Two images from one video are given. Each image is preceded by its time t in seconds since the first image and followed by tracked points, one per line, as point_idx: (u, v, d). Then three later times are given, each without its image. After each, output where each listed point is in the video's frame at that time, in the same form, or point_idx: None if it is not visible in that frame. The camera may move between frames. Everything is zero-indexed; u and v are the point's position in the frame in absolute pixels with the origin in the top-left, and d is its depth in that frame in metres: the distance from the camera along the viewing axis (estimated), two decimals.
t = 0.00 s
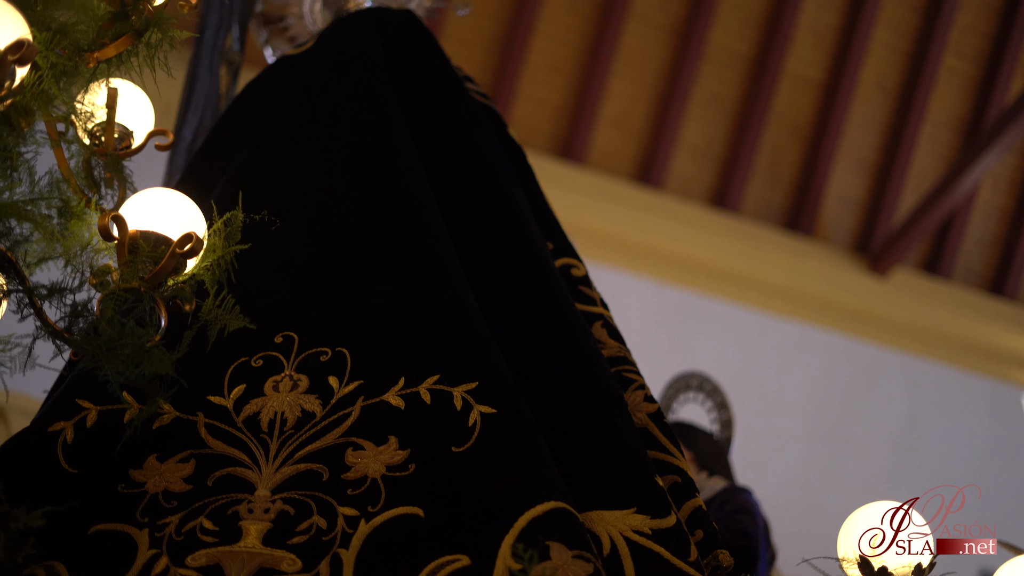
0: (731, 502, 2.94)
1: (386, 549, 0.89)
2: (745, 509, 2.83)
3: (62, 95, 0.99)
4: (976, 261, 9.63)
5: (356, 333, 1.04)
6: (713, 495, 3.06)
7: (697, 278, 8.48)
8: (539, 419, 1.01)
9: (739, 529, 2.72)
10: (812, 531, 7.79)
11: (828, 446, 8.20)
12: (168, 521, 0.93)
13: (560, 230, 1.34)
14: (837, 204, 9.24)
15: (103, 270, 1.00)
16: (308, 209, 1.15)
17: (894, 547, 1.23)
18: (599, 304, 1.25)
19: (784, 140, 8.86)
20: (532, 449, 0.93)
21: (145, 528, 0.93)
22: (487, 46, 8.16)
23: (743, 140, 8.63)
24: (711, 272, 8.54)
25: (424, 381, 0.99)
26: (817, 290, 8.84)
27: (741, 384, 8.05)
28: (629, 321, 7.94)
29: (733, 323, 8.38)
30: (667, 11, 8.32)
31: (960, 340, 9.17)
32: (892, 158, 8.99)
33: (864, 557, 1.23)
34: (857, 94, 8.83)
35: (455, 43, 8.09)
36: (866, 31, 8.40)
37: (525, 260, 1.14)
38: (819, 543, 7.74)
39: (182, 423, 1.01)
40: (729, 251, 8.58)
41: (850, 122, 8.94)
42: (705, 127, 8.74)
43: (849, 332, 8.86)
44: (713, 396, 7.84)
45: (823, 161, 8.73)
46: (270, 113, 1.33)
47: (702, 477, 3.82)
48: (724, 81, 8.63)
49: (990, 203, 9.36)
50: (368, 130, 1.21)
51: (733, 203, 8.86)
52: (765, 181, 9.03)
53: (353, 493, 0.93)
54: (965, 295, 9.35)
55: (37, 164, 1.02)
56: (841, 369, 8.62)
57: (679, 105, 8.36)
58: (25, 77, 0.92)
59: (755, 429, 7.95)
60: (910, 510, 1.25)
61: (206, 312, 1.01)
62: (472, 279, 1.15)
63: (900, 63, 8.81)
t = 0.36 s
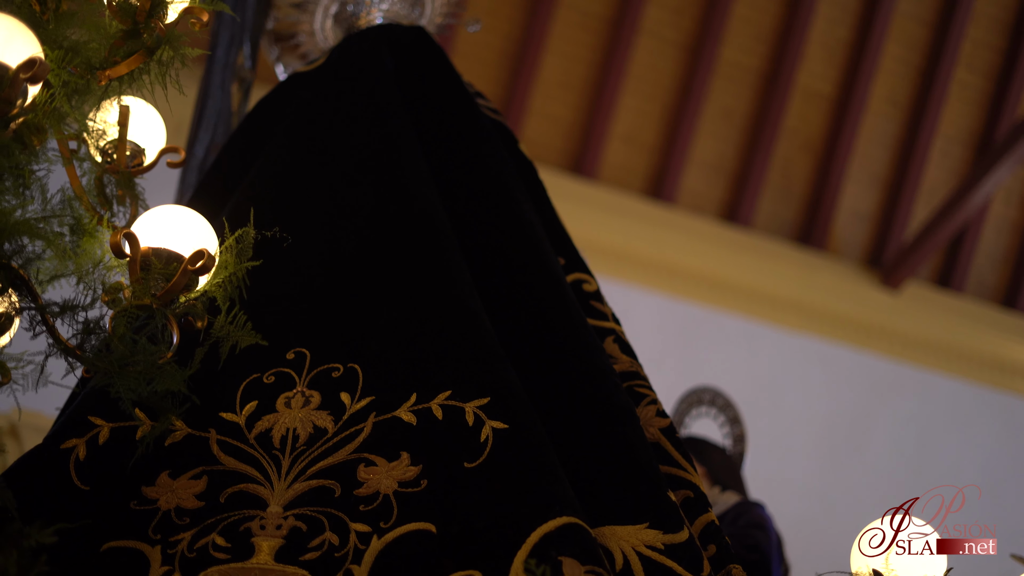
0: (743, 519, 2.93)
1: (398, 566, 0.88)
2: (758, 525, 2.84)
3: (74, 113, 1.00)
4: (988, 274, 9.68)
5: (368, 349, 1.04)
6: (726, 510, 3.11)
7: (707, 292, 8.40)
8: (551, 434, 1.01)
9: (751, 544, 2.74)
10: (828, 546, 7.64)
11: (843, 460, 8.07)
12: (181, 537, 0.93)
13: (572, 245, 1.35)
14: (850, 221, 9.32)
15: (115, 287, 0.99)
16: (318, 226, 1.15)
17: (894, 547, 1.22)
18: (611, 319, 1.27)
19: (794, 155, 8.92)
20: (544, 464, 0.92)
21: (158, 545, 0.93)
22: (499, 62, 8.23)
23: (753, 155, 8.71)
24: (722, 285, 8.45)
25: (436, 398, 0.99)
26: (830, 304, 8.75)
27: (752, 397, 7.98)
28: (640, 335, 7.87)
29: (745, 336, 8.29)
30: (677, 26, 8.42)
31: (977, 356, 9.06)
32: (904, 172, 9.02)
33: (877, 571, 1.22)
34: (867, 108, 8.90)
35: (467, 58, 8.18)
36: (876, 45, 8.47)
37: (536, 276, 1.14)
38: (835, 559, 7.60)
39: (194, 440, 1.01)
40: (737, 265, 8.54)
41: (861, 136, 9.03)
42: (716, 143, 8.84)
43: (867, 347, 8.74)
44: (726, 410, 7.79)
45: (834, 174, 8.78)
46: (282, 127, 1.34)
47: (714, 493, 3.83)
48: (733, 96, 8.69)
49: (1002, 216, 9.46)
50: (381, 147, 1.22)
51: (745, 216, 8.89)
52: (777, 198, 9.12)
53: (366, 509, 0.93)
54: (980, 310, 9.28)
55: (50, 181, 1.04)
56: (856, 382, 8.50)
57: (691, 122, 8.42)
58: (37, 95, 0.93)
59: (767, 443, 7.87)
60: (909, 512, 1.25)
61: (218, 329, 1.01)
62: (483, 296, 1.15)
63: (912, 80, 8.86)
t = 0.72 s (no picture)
0: (749, 531, 2.91)
1: None
2: (764, 536, 2.83)
3: (76, 127, 1.01)
4: (993, 285, 9.69)
5: (371, 362, 1.03)
6: (732, 524, 3.08)
7: (712, 304, 8.42)
8: (555, 446, 1.01)
9: (757, 557, 2.73)
10: (835, 558, 7.65)
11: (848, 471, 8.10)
12: (184, 552, 0.93)
13: (575, 257, 1.35)
14: (854, 232, 9.36)
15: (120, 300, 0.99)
16: (322, 240, 1.15)
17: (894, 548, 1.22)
18: (614, 331, 1.27)
19: (799, 166, 8.96)
20: (548, 477, 0.92)
21: (160, 559, 0.93)
22: (502, 75, 8.27)
23: (757, 166, 8.73)
24: (727, 297, 8.46)
25: (439, 410, 0.99)
26: (836, 316, 8.74)
27: (756, 409, 8.03)
28: (644, 348, 7.92)
29: (748, 348, 8.33)
30: (680, 39, 8.46)
31: (987, 366, 8.96)
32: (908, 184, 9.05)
33: None
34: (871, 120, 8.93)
35: (470, 71, 8.23)
36: (880, 57, 8.50)
37: (539, 289, 1.14)
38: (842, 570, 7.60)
39: (198, 454, 1.00)
40: (742, 276, 8.52)
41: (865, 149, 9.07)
42: (720, 155, 8.88)
43: (870, 359, 8.77)
44: (730, 422, 7.85)
45: (838, 186, 8.81)
46: (285, 140, 1.35)
47: (721, 505, 3.83)
48: (736, 108, 8.74)
49: (1007, 227, 9.48)
50: (384, 160, 1.22)
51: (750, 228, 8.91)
52: (781, 210, 9.16)
53: (370, 522, 0.93)
54: (988, 320, 9.26)
55: (53, 195, 1.05)
56: (859, 394, 8.55)
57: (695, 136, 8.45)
58: (40, 109, 0.94)
59: (771, 454, 7.91)
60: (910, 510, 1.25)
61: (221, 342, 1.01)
62: (487, 308, 1.15)
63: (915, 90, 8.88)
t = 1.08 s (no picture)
0: (755, 544, 2.89)
1: None
2: (769, 548, 2.81)
3: (82, 144, 1.03)
4: (999, 296, 9.67)
5: (377, 377, 1.03)
6: (737, 536, 3.02)
7: (717, 316, 8.39)
8: (560, 460, 1.01)
9: (764, 571, 2.70)
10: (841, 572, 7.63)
11: (854, 484, 8.09)
12: (189, 567, 0.93)
13: (580, 271, 1.36)
14: (859, 243, 9.36)
15: (123, 317, 0.99)
16: (327, 255, 1.15)
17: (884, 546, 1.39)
18: (619, 344, 1.27)
19: (804, 180, 9.00)
20: (553, 492, 0.92)
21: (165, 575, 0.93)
22: (507, 90, 8.30)
23: (762, 180, 8.76)
24: (732, 310, 8.42)
25: (444, 425, 0.98)
26: (839, 329, 8.72)
27: (760, 422, 8.05)
28: (650, 363, 7.91)
29: (754, 360, 8.33)
30: (684, 52, 8.49)
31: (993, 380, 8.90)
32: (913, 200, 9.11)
33: None
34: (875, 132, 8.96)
35: (474, 86, 8.24)
36: (884, 71, 8.55)
37: (543, 303, 1.14)
38: None
39: (203, 470, 1.00)
40: (744, 289, 8.48)
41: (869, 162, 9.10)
42: (725, 168, 8.92)
43: (875, 372, 8.74)
44: (737, 436, 7.85)
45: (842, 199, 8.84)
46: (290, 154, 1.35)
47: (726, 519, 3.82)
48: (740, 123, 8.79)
49: (1011, 237, 9.49)
50: (389, 176, 1.22)
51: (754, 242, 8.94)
52: (785, 223, 9.18)
53: (375, 538, 0.93)
54: (993, 333, 9.21)
55: (58, 213, 1.06)
56: (865, 406, 8.54)
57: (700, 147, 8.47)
58: (45, 127, 0.95)
59: (777, 468, 7.93)
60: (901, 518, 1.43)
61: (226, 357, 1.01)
62: (492, 322, 1.15)
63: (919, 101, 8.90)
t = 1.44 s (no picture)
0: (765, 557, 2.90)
1: None
2: (780, 562, 2.81)
3: (90, 161, 1.03)
4: (1007, 309, 9.67)
5: (386, 394, 1.03)
6: (747, 551, 3.02)
7: (723, 331, 8.35)
8: (570, 476, 1.01)
9: None
10: None
11: (863, 500, 8.00)
12: None
13: (587, 287, 1.36)
14: (866, 257, 9.39)
15: (131, 334, 0.99)
16: (336, 272, 1.16)
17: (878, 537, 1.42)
18: (627, 360, 1.27)
19: (810, 196, 9.02)
20: (563, 509, 0.92)
21: None
22: (514, 106, 8.31)
23: (769, 195, 8.77)
24: (738, 324, 8.41)
25: (453, 441, 0.98)
26: (845, 343, 8.73)
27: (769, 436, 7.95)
28: (658, 377, 7.81)
29: (761, 375, 8.26)
30: (690, 67, 8.50)
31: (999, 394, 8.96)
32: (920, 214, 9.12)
33: None
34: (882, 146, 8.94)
35: (481, 102, 8.26)
36: (891, 83, 8.53)
37: (552, 319, 1.14)
38: None
39: (212, 487, 1.00)
40: (752, 304, 8.49)
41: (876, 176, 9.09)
42: (733, 183, 8.92)
43: (884, 387, 8.72)
44: (744, 450, 7.76)
45: (850, 215, 8.87)
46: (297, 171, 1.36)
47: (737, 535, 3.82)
48: (748, 138, 8.78)
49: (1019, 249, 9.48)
50: (396, 193, 1.22)
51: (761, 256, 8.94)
52: (793, 237, 9.17)
53: (384, 554, 0.93)
54: (1000, 346, 9.26)
55: (67, 231, 1.07)
56: (873, 420, 8.48)
57: (706, 161, 8.49)
58: (53, 145, 0.95)
59: (787, 483, 7.80)
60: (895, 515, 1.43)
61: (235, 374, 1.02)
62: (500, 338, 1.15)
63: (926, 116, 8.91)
